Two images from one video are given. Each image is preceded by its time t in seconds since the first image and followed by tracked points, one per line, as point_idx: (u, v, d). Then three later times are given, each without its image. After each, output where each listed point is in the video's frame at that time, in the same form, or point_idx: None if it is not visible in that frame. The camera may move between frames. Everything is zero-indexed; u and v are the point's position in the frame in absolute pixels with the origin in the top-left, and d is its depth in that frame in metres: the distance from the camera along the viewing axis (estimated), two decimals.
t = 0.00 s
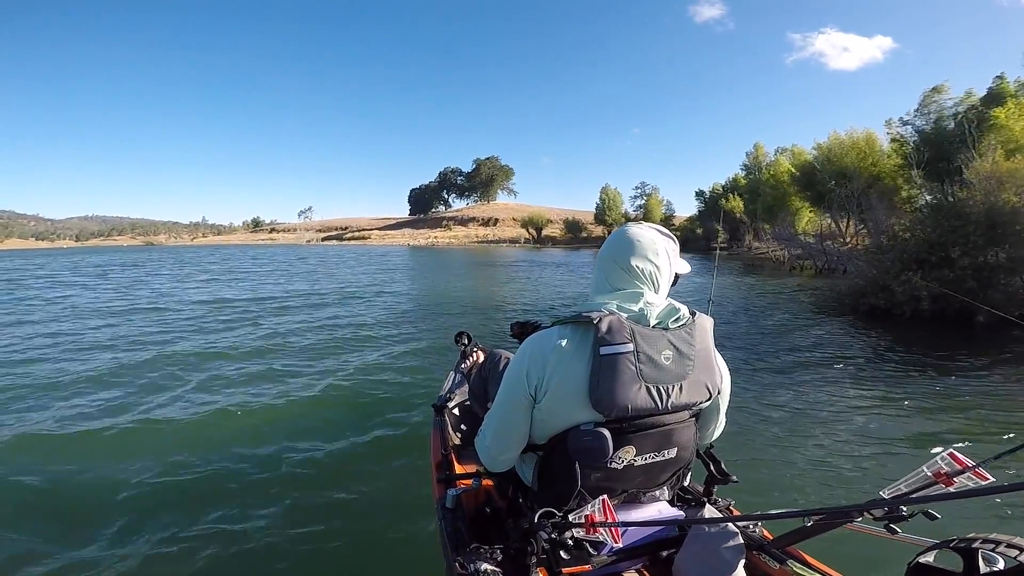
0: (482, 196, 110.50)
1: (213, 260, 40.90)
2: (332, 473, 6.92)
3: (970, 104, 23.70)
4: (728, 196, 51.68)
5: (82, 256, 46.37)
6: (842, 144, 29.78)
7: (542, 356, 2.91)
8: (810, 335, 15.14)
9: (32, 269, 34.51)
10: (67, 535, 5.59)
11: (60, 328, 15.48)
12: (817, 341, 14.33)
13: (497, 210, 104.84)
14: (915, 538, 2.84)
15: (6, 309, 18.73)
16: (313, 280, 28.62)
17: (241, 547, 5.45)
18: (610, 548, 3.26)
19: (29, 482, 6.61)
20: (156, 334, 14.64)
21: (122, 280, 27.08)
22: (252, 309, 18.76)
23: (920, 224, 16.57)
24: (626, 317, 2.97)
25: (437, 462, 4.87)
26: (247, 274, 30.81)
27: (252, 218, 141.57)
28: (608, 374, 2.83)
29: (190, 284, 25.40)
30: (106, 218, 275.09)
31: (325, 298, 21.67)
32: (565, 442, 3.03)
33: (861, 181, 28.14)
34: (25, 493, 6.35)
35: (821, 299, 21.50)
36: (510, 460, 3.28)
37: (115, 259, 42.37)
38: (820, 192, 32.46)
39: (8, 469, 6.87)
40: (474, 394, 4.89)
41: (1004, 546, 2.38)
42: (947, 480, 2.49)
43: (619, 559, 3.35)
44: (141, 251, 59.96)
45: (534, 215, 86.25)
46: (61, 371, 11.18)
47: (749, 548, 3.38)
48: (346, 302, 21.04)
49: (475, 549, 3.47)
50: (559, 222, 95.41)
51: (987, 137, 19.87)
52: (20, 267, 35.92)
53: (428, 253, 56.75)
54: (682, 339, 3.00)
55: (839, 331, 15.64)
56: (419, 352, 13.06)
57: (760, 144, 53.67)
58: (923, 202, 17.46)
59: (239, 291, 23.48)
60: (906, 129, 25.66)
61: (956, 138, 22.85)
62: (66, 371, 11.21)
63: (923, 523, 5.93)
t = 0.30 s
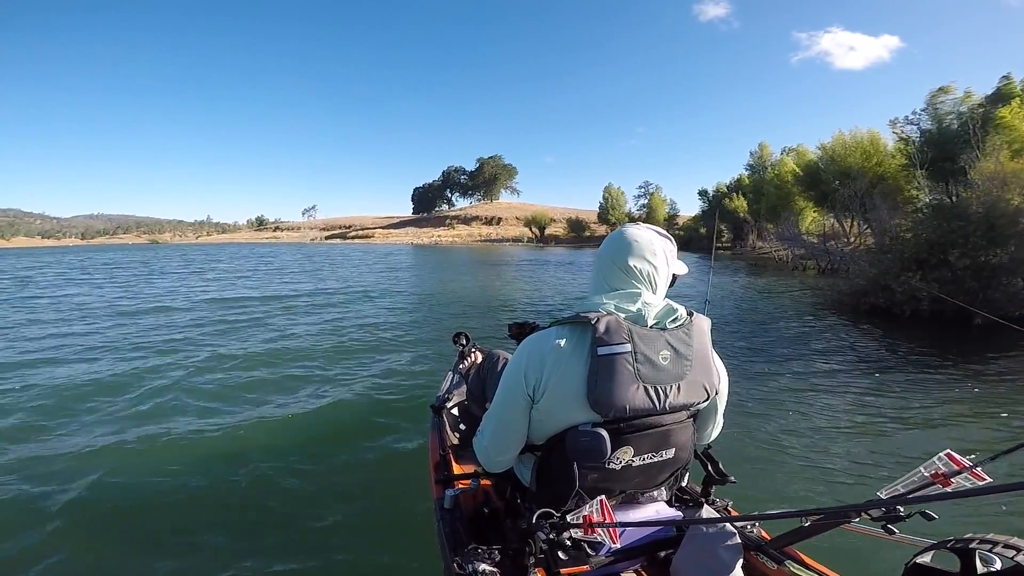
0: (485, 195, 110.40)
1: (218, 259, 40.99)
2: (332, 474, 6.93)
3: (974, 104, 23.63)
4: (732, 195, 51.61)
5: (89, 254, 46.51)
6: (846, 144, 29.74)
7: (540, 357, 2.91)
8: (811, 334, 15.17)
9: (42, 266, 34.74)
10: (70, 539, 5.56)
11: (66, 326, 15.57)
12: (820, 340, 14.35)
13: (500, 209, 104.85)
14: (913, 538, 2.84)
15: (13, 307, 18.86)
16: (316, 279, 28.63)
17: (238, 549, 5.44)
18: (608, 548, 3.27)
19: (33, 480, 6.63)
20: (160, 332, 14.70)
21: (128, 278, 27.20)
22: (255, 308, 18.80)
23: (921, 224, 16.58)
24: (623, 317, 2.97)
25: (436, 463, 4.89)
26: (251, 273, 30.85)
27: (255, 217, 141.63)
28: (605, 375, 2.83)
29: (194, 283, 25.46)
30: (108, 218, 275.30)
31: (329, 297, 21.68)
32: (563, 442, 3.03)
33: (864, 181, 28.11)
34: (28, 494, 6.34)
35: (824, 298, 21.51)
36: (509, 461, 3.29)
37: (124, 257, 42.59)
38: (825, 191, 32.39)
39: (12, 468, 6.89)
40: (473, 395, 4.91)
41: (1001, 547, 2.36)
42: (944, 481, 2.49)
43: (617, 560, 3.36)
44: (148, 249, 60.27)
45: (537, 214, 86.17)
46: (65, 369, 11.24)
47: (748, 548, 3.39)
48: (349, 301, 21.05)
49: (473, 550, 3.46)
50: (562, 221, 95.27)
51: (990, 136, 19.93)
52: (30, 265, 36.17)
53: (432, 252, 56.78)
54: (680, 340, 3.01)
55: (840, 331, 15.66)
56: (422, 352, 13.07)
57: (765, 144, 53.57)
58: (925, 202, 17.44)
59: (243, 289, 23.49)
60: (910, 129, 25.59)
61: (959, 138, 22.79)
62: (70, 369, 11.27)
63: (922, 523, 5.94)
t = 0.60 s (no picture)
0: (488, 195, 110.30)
1: (223, 259, 41.07)
2: (333, 469, 6.94)
3: (977, 103, 23.58)
4: (736, 195, 51.51)
5: (96, 254, 46.66)
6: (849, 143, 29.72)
7: (539, 352, 2.90)
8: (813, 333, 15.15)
9: (51, 266, 34.98)
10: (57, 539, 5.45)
11: (70, 324, 15.63)
12: (823, 339, 14.33)
13: (503, 209, 104.74)
14: (911, 534, 2.83)
15: (18, 305, 18.97)
16: (320, 279, 28.66)
17: (237, 541, 5.44)
18: (607, 545, 3.27)
19: (31, 477, 6.62)
20: (163, 330, 14.75)
21: (133, 277, 27.30)
22: (258, 307, 18.82)
23: (922, 221, 16.56)
24: (621, 313, 2.97)
25: (435, 458, 4.91)
26: (256, 273, 30.88)
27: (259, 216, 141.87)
28: (604, 370, 2.83)
29: (199, 282, 25.52)
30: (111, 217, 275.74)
31: (333, 297, 21.70)
32: (562, 438, 3.03)
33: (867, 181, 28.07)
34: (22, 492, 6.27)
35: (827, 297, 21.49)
36: (507, 457, 3.28)
37: (132, 257, 42.79)
38: (828, 191, 32.33)
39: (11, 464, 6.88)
40: (472, 392, 4.92)
41: (1000, 543, 2.34)
42: (942, 476, 2.49)
43: (616, 556, 3.36)
44: (156, 249, 60.75)
45: (540, 214, 86.09)
46: (68, 367, 11.28)
47: (746, 545, 3.38)
48: (353, 301, 21.08)
49: (472, 546, 3.47)
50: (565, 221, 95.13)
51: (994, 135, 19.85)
52: (38, 265, 36.45)
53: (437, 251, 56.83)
54: (679, 336, 3.00)
55: (842, 329, 15.65)
56: (424, 352, 13.07)
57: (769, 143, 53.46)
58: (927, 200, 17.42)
59: (246, 289, 23.51)
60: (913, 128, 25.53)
61: (962, 136, 22.74)
62: (73, 366, 11.32)
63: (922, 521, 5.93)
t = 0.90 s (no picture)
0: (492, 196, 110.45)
1: (229, 261, 41.27)
2: (336, 469, 6.95)
3: (978, 102, 23.56)
4: (740, 196, 51.50)
5: (106, 257, 47.04)
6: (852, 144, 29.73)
7: (539, 353, 2.91)
8: (816, 333, 15.14)
9: (57, 268, 35.21)
10: (45, 542, 5.36)
11: (75, 325, 15.72)
12: (826, 340, 14.32)
13: (506, 210, 104.67)
14: (912, 534, 2.83)
15: (25, 306, 19.14)
16: (325, 280, 28.76)
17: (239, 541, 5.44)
18: (608, 544, 3.27)
19: (34, 476, 6.66)
20: (167, 332, 14.82)
21: (138, 279, 27.49)
22: (263, 308, 18.91)
23: (925, 221, 16.53)
24: (623, 313, 2.97)
25: (436, 458, 4.91)
26: (261, 274, 31.01)
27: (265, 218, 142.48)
28: (606, 371, 2.83)
29: (204, 284, 25.63)
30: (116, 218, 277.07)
31: (338, 298, 21.77)
32: (564, 437, 3.03)
33: (870, 181, 28.04)
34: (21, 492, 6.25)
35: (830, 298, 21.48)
36: (509, 456, 3.29)
37: (139, 259, 43.01)
38: (832, 192, 32.31)
39: (11, 465, 6.90)
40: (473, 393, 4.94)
41: (1001, 543, 2.34)
42: (944, 476, 2.48)
43: (618, 555, 3.36)
44: (161, 251, 61.10)
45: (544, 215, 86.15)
46: (72, 367, 11.34)
47: (747, 544, 3.37)
48: (357, 302, 21.13)
49: (473, 545, 3.48)
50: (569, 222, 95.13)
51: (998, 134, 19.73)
52: (47, 267, 36.77)
53: (441, 253, 56.94)
54: (681, 336, 3.01)
55: (846, 329, 15.63)
56: (427, 352, 13.08)
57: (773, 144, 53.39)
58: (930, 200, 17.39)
59: (252, 290, 23.61)
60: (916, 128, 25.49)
61: (965, 136, 22.69)
62: (78, 367, 11.39)
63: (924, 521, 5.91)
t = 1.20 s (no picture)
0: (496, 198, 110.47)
1: (235, 262, 41.46)
2: (338, 472, 6.98)
3: (982, 103, 23.45)
4: (745, 197, 51.39)
5: (113, 258, 47.35)
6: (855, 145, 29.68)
7: (542, 356, 2.91)
8: (820, 336, 15.11)
9: (63, 270, 35.41)
10: (28, 556, 5.24)
11: (79, 327, 15.81)
12: (829, 342, 14.29)
13: (510, 211, 104.68)
14: (914, 538, 2.83)
15: (33, 308, 19.31)
16: (330, 282, 28.86)
17: (241, 544, 5.47)
18: (609, 548, 3.27)
19: (40, 477, 6.73)
20: (171, 334, 14.89)
21: (145, 281, 27.66)
22: (268, 310, 18.98)
23: (929, 223, 16.48)
24: (626, 318, 2.97)
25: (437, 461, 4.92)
26: (266, 276, 31.14)
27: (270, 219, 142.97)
28: (608, 375, 2.84)
29: (210, 286, 25.77)
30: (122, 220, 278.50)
31: (342, 300, 21.84)
32: (566, 441, 3.03)
33: (874, 182, 27.98)
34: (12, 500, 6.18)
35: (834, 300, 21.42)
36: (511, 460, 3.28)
37: (145, 261, 43.24)
38: (837, 193, 32.20)
39: (15, 468, 6.93)
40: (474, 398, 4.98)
41: (1003, 547, 2.34)
42: (945, 480, 2.48)
43: (619, 559, 3.36)
44: (167, 252, 61.49)
45: (548, 216, 86.10)
46: (76, 369, 11.40)
47: (748, 548, 3.37)
48: (362, 304, 21.20)
49: (474, 548, 3.48)
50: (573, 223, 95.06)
51: (1003, 135, 19.61)
52: (55, 268, 37.07)
53: (445, 254, 57.07)
54: (684, 341, 3.01)
55: (849, 332, 15.60)
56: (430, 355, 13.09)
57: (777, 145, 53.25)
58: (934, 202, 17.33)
59: (256, 292, 23.71)
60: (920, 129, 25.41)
61: (969, 137, 22.60)
62: (82, 369, 11.45)
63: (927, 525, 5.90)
